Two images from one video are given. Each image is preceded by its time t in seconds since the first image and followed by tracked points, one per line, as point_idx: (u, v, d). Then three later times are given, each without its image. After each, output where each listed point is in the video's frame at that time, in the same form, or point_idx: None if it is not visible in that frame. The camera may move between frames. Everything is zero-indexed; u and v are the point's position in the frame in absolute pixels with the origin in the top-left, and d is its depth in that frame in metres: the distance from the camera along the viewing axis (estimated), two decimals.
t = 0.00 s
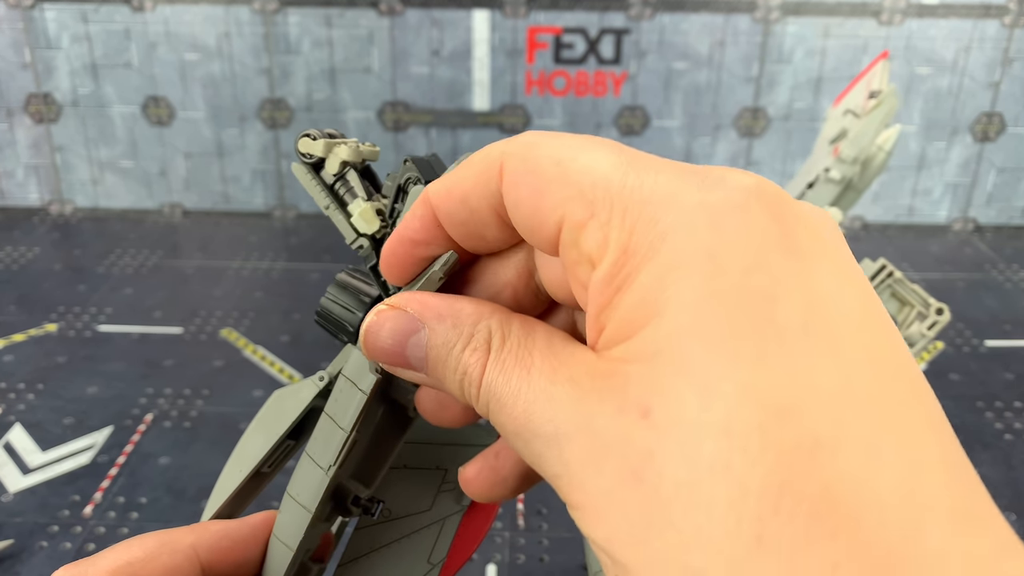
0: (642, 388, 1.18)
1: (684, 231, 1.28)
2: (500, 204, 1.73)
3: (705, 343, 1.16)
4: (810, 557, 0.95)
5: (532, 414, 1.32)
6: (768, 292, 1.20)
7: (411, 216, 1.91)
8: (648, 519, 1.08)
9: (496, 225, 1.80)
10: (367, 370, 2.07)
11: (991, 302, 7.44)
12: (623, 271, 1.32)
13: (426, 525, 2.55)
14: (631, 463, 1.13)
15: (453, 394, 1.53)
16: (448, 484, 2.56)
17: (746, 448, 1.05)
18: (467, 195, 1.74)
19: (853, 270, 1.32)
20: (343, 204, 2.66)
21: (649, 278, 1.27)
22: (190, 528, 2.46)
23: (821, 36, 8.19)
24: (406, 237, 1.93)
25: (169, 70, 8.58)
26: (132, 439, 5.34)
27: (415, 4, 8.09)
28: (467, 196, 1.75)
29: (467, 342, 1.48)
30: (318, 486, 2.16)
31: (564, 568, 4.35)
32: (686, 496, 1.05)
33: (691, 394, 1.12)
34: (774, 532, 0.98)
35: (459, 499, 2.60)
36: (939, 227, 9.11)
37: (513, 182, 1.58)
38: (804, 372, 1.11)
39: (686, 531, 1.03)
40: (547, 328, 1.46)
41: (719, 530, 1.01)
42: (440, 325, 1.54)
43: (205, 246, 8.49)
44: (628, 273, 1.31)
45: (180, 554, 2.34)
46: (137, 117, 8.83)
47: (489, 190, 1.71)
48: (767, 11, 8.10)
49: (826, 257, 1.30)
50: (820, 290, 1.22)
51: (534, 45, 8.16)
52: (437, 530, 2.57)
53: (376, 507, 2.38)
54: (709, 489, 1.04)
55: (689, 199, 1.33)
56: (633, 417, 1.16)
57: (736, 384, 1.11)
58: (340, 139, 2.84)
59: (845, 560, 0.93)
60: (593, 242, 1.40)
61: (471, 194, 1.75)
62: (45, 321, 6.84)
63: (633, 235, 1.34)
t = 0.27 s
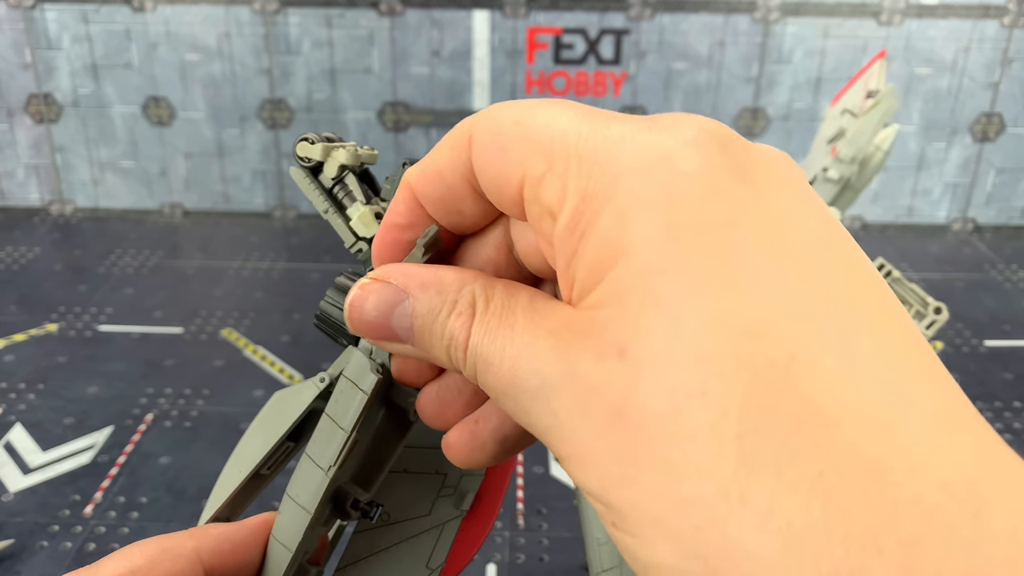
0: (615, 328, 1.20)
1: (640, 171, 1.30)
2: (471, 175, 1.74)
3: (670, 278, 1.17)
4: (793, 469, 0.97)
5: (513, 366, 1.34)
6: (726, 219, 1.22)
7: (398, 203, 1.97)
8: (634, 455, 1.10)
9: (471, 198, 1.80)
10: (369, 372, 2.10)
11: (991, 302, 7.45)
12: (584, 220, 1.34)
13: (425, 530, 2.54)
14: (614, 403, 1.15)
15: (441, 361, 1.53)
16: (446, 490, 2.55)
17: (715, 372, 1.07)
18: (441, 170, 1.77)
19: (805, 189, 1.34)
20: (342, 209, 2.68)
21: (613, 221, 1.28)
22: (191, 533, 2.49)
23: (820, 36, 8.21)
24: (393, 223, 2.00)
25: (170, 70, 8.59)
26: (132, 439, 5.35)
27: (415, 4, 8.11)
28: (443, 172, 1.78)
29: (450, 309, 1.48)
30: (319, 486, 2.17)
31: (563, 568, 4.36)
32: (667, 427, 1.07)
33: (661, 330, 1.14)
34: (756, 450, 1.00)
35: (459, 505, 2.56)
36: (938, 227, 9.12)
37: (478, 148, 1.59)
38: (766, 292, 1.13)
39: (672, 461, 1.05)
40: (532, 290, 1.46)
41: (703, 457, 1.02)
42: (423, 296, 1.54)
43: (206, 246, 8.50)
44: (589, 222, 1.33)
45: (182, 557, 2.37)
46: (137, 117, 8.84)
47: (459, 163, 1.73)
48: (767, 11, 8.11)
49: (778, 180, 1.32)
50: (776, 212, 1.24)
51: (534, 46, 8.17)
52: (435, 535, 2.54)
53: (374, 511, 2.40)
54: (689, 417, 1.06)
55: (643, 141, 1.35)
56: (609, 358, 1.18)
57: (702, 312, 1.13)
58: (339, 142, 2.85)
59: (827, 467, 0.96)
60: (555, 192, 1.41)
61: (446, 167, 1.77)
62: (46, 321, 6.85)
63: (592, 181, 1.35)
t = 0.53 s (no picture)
0: (580, 303, 1.21)
1: (595, 142, 1.29)
2: (438, 163, 1.72)
3: (629, 251, 1.18)
4: (755, 436, 1.00)
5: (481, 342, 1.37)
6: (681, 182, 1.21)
7: (376, 209, 1.95)
8: (607, 428, 1.15)
9: (443, 185, 1.76)
10: (375, 377, 2.08)
11: (991, 302, 7.45)
12: (543, 192, 1.32)
13: (430, 535, 2.58)
14: (582, 378, 1.19)
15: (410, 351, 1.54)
16: (451, 496, 2.57)
17: (675, 346, 1.09)
18: (411, 165, 1.76)
19: (760, 138, 1.33)
20: (349, 213, 2.69)
21: (569, 193, 1.28)
22: (191, 535, 2.57)
23: (820, 36, 8.22)
24: (373, 227, 1.96)
25: (170, 71, 8.60)
26: (132, 439, 5.36)
27: (415, 4, 8.12)
28: (410, 161, 1.75)
29: (415, 297, 1.48)
30: (321, 490, 2.17)
31: (563, 568, 4.36)
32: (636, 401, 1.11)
33: (623, 304, 1.16)
34: (719, 419, 1.03)
35: (463, 512, 2.62)
36: (938, 227, 9.12)
37: (438, 134, 1.58)
38: (723, 255, 1.14)
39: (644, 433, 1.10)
40: (494, 270, 1.46)
41: (669, 430, 1.07)
42: (385, 287, 1.53)
43: (206, 246, 8.51)
44: (548, 194, 1.31)
45: (184, 559, 2.44)
46: (138, 117, 8.85)
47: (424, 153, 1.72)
48: (767, 12, 8.12)
49: (732, 134, 1.31)
50: (730, 169, 1.23)
51: (534, 46, 8.18)
52: (439, 538, 2.60)
53: (379, 514, 2.35)
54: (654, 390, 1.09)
55: (596, 109, 1.33)
56: (575, 332, 1.21)
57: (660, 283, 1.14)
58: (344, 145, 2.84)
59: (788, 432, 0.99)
60: (514, 166, 1.40)
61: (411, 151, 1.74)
62: (46, 321, 6.85)
63: (548, 154, 1.34)
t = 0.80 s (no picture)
0: (580, 328, 1.25)
1: (610, 164, 1.32)
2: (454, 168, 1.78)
3: (638, 277, 1.22)
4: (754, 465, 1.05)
5: (462, 393, 1.38)
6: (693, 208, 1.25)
7: (384, 209, 1.99)
8: (592, 471, 1.17)
9: (460, 188, 1.82)
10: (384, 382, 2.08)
11: (991, 302, 7.45)
12: (555, 208, 1.37)
13: (432, 535, 2.57)
14: (578, 406, 1.21)
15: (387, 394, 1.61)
16: (454, 496, 2.55)
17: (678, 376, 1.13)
18: (426, 169, 1.82)
19: (777, 157, 1.35)
20: (353, 212, 2.69)
21: (581, 215, 1.32)
22: (196, 540, 2.60)
23: (820, 36, 8.21)
24: (382, 233, 2.02)
25: (170, 71, 8.60)
26: (132, 439, 5.35)
27: (415, 4, 8.11)
28: (426, 168, 1.82)
29: (394, 345, 1.56)
30: (330, 494, 2.18)
31: (563, 568, 4.36)
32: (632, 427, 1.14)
33: (626, 334, 1.20)
34: (717, 450, 1.08)
35: (465, 511, 2.60)
36: (938, 227, 9.11)
37: (454, 144, 1.65)
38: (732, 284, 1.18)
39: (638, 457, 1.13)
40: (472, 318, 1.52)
41: (666, 460, 1.10)
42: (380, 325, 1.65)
43: (206, 246, 8.50)
44: (560, 211, 1.36)
45: (188, 561, 2.49)
46: (137, 117, 8.84)
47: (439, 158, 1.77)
48: (767, 11, 8.11)
49: (748, 154, 1.33)
50: (743, 194, 1.26)
51: (534, 46, 8.18)
52: (442, 537, 2.59)
53: (380, 515, 2.36)
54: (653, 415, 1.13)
55: (613, 128, 1.37)
56: (573, 363, 1.24)
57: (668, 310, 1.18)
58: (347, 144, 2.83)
59: (786, 466, 1.04)
60: (528, 182, 1.46)
61: (426, 159, 1.80)
62: (46, 321, 6.85)
63: (562, 171, 1.38)
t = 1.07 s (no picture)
0: (619, 356, 1.23)
1: (650, 184, 1.30)
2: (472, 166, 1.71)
3: (681, 300, 1.20)
4: (806, 492, 1.03)
5: (490, 424, 1.36)
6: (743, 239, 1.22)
7: (390, 206, 1.92)
8: (633, 496, 1.14)
9: (477, 188, 1.76)
10: (381, 383, 2.09)
11: (992, 302, 7.44)
12: (596, 231, 1.35)
13: (433, 536, 2.57)
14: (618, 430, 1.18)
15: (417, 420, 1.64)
16: (454, 496, 2.53)
17: (727, 400, 1.11)
18: (440, 163, 1.73)
19: (828, 194, 1.32)
20: (350, 214, 2.68)
21: (623, 236, 1.30)
22: (198, 542, 2.52)
23: (821, 36, 8.21)
24: (388, 234, 1.96)
25: (170, 70, 8.58)
26: (132, 439, 5.34)
27: (415, 4, 8.10)
28: (442, 164, 1.73)
29: (428, 374, 1.59)
30: (328, 496, 2.16)
31: (563, 569, 4.35)
32: (670, 461, 1.11)
33: (670, 359, 1.17)
34: (771, 473, 1.05)
35: (466, 512, 2.60)
36: (939, 227, 9.10)
37: (480, 146, 1.58)
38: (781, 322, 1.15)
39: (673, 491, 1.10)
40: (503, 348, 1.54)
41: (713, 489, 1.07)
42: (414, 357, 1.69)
43: (205, 246, 8.49)
44: (600, 233, 1.34)
45: (189, 566, 2.40)
46: (137, 117, 8.83)
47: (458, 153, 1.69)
48: (767, 11, 8.10)
49: (789, 177, 1.32)
50: (793, 228, 1.24)
51: (534, 46, 8.17)
52: (443, 539, 2.59)
53: (382, 517, 2.34)
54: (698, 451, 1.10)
55: (661, 149, 1.33)
56: (611, 389, 1.21)
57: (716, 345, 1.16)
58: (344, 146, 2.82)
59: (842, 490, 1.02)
60: (568, 202, 1.43)
61: (441, 157, 1.72)
62: (45, 322, 6.84)
63: (604, 193, 1.36)
